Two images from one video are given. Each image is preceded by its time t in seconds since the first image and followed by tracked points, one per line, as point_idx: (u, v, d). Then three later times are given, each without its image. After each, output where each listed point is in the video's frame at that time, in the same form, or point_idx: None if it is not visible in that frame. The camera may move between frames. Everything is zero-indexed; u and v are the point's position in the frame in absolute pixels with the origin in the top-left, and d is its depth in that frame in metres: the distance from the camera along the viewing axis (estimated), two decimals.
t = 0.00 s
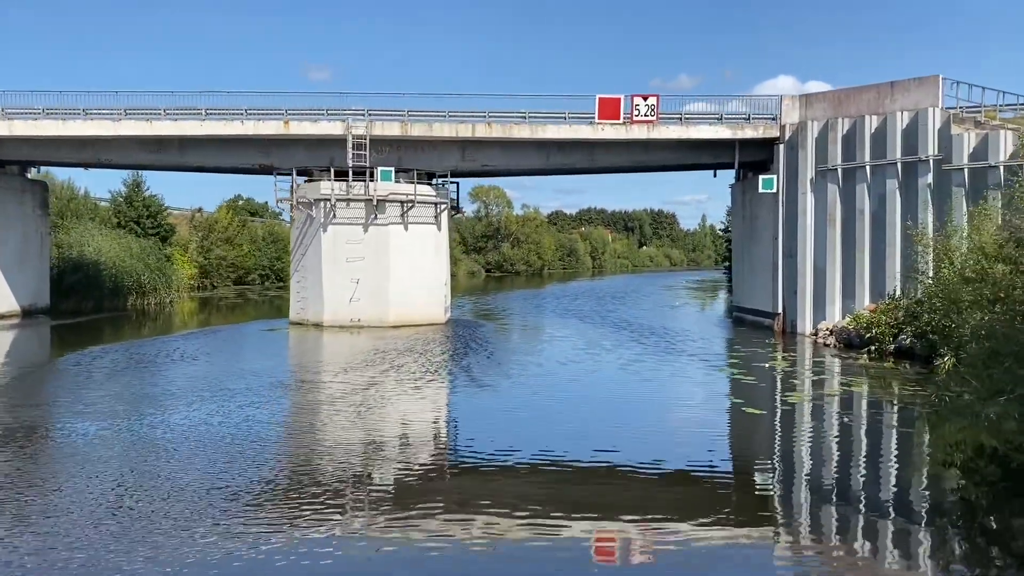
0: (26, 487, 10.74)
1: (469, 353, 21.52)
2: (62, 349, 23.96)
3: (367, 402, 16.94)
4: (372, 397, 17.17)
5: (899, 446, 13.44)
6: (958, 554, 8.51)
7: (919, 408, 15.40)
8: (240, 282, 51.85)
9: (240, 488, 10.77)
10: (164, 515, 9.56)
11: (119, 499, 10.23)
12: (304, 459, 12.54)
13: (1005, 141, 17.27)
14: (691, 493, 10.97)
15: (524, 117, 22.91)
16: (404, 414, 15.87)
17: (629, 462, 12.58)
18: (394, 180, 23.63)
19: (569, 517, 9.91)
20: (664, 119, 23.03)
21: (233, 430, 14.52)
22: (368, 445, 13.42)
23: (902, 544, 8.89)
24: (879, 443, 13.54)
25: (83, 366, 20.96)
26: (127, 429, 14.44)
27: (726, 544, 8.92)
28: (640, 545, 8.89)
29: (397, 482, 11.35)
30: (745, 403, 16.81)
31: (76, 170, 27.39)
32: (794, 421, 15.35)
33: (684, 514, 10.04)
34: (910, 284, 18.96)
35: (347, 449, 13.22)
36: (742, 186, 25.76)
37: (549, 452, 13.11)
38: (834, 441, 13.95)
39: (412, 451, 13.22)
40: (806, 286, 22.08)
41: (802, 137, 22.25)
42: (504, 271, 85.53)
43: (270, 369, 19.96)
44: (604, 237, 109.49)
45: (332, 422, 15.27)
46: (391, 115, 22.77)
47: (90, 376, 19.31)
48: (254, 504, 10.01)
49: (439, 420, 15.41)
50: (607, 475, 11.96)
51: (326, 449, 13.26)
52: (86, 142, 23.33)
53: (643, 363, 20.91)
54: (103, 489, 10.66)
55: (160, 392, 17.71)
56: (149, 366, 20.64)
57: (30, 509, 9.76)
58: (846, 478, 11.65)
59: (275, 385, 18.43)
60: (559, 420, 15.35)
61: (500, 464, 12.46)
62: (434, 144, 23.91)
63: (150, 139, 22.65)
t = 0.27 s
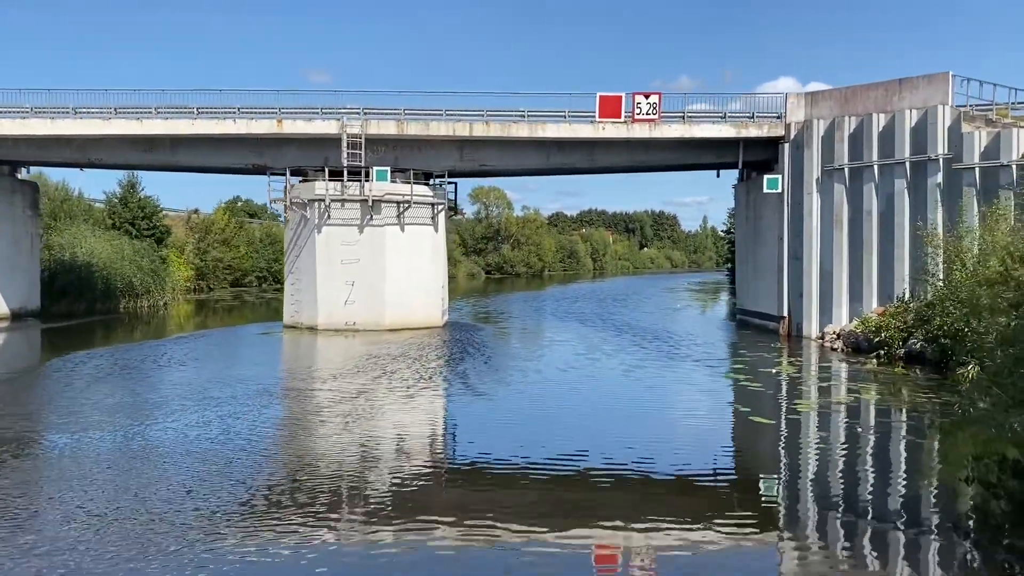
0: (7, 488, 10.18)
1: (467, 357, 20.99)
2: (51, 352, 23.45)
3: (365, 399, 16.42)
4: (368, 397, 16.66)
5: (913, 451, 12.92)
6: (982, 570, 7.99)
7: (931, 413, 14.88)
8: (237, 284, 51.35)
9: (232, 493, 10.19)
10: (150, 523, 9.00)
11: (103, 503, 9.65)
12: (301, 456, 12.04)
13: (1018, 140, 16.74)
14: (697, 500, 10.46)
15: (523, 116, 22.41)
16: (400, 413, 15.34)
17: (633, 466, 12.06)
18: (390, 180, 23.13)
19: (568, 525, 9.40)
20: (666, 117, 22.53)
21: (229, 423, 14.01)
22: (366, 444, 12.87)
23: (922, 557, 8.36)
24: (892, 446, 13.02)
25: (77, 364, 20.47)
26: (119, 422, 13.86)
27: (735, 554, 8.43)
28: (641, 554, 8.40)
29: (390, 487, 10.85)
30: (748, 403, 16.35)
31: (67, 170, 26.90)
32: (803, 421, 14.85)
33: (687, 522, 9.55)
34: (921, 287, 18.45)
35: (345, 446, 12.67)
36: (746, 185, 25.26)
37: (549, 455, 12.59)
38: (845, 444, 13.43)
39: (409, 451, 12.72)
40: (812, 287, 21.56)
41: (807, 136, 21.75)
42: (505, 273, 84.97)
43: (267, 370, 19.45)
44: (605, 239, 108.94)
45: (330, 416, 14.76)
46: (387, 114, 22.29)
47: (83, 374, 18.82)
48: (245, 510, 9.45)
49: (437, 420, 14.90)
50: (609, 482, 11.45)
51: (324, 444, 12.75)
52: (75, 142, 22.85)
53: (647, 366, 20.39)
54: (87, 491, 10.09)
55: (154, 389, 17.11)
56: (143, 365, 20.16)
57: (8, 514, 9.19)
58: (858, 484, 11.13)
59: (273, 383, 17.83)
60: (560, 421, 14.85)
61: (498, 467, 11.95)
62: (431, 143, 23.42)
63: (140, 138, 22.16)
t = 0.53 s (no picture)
0: None
1: (465, 362, 20.48)
2: (41, 356, 22.94)
3: (360, 405, 15.90)
4: (363, 404, 16.16)
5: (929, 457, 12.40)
6: None
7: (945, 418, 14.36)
8: (234, 287, 50.85)
9: (223, 498, 9.70)
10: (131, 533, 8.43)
11: (84, 511, 9.13)
12: (295, 464, 11.54)
13: None
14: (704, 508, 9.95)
15: (522, 114, 21.93)
16: (395, 421, 14.84)
17: (638, 474, 11.55)
18: (387, 180, 22.65)
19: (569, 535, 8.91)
20: (669, 115, 22.03)
21: (221, 431, 13.51)
22: (362, 452, 12.37)
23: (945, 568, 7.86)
24: (907, 452, 12.53)
25: (67, 369, 19.95)
26: (108, 429, 13.29)
27: (745, 565, 7.93)
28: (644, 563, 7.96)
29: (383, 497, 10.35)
30: (755, 409, 15.85)
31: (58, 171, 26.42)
32: (812, 428, 14.34)
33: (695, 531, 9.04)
34: (932, 288, 17.92)
35: (340, 456, 12.11)
36: (751, 185, 24.75)
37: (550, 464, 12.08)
38: (859, 452, 12.90)
39: (404, 458, 12.22)
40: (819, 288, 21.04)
41: (814, 134, 21.24)
42: (505, 275, 84.38)
43: (262, 375, 18.95)
44: (606, 241, 108.38)
45: (325, 425, 14.27)
46: (383, 112, 21.81)
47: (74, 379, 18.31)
48: (234, 520, 8.89)
49: (433, 428, 14.39)
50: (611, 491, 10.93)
51: (319, 453, 12.25)
52: (65, 142, 22.36)
53: (651, 371, 19.86)
54: (68, 497, 9.52)
55: (145, 397, 16.52)
56: (135, 370, 19.64)
57: None
58: (874, 493, 10.60)
59: (269, 392, 17.23)
60: (561, 428, 14.34)
61: (497, 475, 11.44)
62: (428, 142, 22.94)
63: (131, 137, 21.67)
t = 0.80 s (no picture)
0: None
1: (464, 367, 19.99)
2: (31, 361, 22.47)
3: (355, 412, 15.41)
4: (358, 411, 15.67)
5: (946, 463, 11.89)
6: None
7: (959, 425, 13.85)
8: (232, 289, 50.41)
9: (210, 511, 9.23)
10: (107, 551, 7.91)
11: (62, 526, 8.66)
12: (287, 470, 11.06)
13: None
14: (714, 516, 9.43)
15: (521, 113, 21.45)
16: (389, 428, 14.36)
17: (645, 479, 11.04)
18: (383, 180, 22.18)
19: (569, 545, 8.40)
20: (672, 113, 21.53)
21: (211, 438, 13.03)
22: (356, 458, 11.89)
23: None
24: (922, 460, 12.01)
25: (58, 375, 19.50)
26: (93, 439, 12.76)
27: None
28: None
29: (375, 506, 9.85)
30: (762, 415, 15.34)
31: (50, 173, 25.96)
32: (821, 435, 13.83)
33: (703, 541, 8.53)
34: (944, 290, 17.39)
35: (332, 462, 11.57)
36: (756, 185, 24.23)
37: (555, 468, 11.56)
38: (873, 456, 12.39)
39: (400, 464, 11.73)
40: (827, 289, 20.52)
41: (820, 132, 20.73)
42: (507, 277, 83.84)
43: (258, 380, 18.48)
44: (608, 242, 107.88)
45: (319, 430, 13.79)
46: (379, 111, 21.33)
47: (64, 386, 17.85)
48: (217, 535, 8.36)
49: (429, 435, 13.90)
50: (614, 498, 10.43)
51: (312, 458, 11.76)
52: (54, 142, 21.90)
53: (655, 375, 19.35)
54: (47, 512, 9.06)
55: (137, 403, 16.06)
56: (129, 376, 19.18)
57: None
58: (890, 501, 10.10)
59: (264, 397, 16.76)
60: (561, 436, 13.84)
61: (497, 481, 10.93)
62: (425, 141, 22.46)
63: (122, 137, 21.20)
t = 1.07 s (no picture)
0: None
1: (463, 371, 19.50)
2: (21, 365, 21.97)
3: (349, 420, 14.93)
4: (353, 418, 15.19)
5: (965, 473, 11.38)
6: None
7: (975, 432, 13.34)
8: (230, 291, 49.95)
9: (193, 522, 8.76)
10: (81, 565, 7.44)
11: (37, 538, 8.19)
12: (277, 481, 10.60)
13: None
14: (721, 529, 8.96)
15: (521, 110, 20.96)
16: (384, 436, 13.88)
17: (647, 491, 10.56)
18: (380, 180, 21.70)
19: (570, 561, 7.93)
20: (675, 110, 21.05)
21: (199, 448, 12.56)
22: (349, 467, 11.43)
23: None
24: (939, 467, 11.51)
25: (46, 382, 18.99)
26: (78, 449, 12.30)
27: None
28: None
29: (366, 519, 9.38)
30: (769, 421, 14.85)
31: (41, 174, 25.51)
32: (832, 441, 13.34)
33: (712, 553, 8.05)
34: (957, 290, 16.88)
35: (322, 472, 11.08)
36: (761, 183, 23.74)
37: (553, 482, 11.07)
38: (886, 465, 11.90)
39: (392, 475, 11.26)
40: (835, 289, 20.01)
41: (828, 128, 20.23)
42: (508, 278, 83.27)
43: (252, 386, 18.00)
44: (610, 243, 107.34)
45: (312, 439, 13.32)
46: (375, 108, 20.86)
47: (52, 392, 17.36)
48: (198, 548, 7.89)
49: (425, 444, 13.41)
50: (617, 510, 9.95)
51: (303, 469, 11.32)
52: (43, 142, 21.44)
53: (660, 379, 18.86)
54: (22, 524, 8.60)
55: (126, 411, 15.59)
56: (120, 382, 18.69)
57: None
58: (906, 511, 9.62)
59: (258, 404, 16.29)
60: (562, 444, 13.35)
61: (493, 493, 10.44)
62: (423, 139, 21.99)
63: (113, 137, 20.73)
